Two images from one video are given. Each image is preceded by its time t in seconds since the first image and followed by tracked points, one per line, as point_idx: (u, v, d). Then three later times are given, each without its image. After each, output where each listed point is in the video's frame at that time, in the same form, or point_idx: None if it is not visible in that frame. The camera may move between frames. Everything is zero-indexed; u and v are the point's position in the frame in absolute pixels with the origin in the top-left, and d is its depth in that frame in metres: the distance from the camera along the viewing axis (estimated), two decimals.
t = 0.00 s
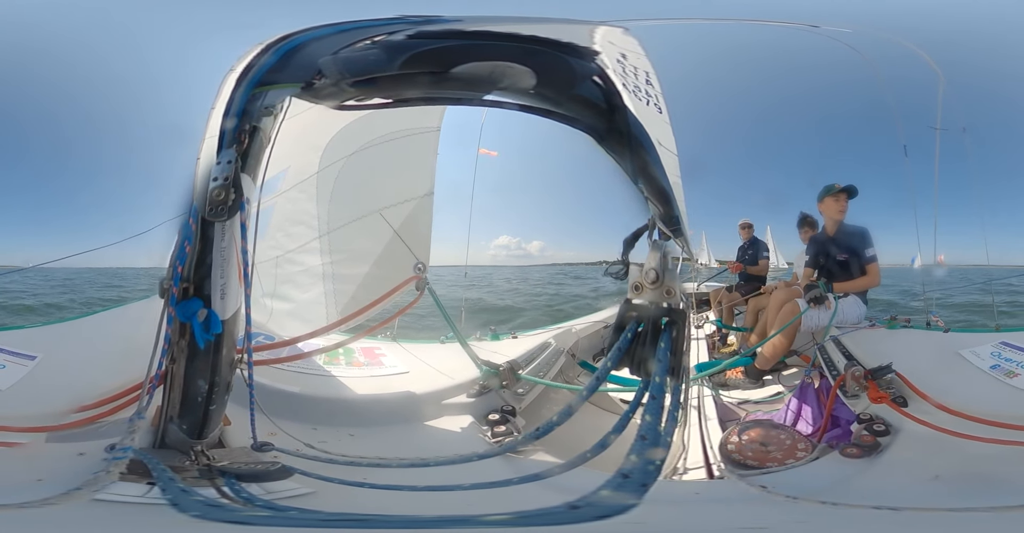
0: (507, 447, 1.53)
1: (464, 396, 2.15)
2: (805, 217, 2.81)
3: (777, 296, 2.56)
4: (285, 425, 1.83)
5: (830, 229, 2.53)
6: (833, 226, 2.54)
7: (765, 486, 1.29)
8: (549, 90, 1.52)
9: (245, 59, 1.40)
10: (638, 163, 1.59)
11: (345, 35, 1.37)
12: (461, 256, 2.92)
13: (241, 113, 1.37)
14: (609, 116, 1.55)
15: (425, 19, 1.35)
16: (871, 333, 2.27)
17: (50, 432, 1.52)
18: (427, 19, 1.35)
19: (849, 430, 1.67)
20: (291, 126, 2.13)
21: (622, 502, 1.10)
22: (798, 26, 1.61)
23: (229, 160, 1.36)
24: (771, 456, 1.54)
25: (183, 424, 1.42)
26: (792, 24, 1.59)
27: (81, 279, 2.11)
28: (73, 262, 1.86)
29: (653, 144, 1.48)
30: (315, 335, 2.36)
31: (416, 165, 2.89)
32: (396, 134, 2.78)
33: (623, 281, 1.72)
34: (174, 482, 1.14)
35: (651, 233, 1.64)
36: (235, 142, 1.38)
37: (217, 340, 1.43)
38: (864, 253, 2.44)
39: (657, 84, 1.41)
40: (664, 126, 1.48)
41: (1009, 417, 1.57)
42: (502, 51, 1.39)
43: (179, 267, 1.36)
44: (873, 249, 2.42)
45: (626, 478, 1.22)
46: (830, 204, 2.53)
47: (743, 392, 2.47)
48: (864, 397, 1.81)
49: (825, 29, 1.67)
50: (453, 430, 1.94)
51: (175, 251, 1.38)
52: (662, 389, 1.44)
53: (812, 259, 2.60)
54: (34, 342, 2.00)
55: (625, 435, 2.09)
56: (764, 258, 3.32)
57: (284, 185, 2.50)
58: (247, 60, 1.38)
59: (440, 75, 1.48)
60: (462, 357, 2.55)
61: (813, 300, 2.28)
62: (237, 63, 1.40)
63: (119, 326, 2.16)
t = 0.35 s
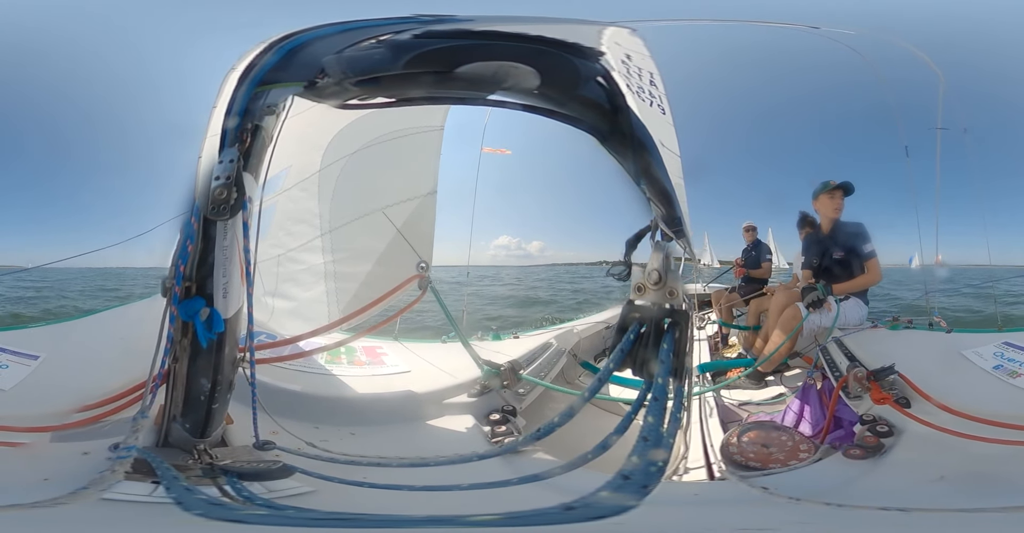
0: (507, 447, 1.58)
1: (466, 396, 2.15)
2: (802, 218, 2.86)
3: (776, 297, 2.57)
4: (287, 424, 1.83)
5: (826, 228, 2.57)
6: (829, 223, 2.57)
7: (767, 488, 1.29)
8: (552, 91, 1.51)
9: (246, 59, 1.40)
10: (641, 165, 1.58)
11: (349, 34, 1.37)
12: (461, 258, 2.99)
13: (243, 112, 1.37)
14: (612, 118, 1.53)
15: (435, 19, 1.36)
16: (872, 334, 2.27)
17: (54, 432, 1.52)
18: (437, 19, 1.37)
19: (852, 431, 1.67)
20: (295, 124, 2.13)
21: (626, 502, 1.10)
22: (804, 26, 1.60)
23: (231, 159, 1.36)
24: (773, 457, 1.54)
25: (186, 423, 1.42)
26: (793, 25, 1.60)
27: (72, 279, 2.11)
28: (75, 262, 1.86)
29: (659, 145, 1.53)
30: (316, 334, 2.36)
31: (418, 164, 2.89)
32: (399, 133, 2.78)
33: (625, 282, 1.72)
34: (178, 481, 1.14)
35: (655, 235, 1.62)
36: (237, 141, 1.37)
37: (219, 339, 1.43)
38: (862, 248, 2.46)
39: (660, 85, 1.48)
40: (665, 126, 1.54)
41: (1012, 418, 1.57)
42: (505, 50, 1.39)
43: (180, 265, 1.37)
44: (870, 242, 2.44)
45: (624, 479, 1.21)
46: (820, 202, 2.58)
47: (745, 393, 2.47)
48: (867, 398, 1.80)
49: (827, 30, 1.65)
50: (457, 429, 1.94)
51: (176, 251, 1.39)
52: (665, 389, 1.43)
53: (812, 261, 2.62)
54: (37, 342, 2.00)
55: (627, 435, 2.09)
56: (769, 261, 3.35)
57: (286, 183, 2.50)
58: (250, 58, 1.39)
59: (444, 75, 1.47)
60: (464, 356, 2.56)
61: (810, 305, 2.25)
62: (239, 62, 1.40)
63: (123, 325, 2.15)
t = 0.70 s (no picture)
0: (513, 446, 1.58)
1: (471, 396, 2.15)
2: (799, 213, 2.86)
3: (782, 301, 2.55)
4: (290, 426, 1.83)
5: (827, 227, 2.56)
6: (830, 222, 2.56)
7: (768, 485, 1.30)
8: (552, 90, 1.50)
9: (249, 60, 1.40)
10: (643, 163, 1.57)
11: (345, 35, 1.37)
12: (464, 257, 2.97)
13: (247, 114, 1.38)
14: (613, 116, 1.51)
15: (421, 21, 1.37)
16: (877, 332, 2.28)
17: (54, 432, 1.53)
18: (422, 20, 1.37)
19: (852, 430, 1.68)
20: (298, 126, 2.14)
21: (626, 500, 1.11)
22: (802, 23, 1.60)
23: (234, 161, 1.36)
24: (775, 454, 1.54)
25: (188, 425, 1.42)
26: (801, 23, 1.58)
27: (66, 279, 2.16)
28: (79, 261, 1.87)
29: (659, 143, 1.52)
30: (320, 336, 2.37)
31: (420, 166, 2.90)
32: (401, 134, 2.79)
33: (628, 280, 1.75)
34: (180, 484, 1.14)
35: (657, 232, 1.63)
36: (240, 143, 1.38)
37: (222, 341, 1.43)
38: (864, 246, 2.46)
39: (658, 83, 1.51)
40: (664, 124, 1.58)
41: (1013, 418, 1.57)
42: (503, 50, 1.39)
43: (184, 267, 1.38)
44: (871, 239, 2.45)
45: (633, 477, 1.21)
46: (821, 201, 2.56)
47: (749, 391, 2.48)
48: (868, 396, 1.80)
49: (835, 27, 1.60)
50: (462, 428, 1.95)
51: (180, 252, 1.40)
52: (667, 387, 1.45)
53: (814, 259, 2.61)
54: (40, 342, 2.01)
55: (631, 433, 2.09)
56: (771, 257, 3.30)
57: (288, 186, 2.54)
58: (251, 61, 1.39)
59: (442, 76, 1.47)
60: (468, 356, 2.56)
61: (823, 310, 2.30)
62: (241, 64, 1.41)
63: (126, 326, 2.16)
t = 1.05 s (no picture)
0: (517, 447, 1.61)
1: (472, 398, 2.15)
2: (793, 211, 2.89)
3: (781, 299, 2.54)
4: (290, 427, 1.83)
5: (830, 226, 2.56)
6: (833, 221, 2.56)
7: (774, 484, 1.30)
8: (553, 91, 1.50)
9: (253, 61, 1.39)
10: (643, 164, 1.57)
11: (350, 37, 1.35)
12: (467, 256, 2.98)
13: (250, 114, 1.38)
14: (612, 116, 1.52)
15: (423, 21, 1.33)
16: (880, 331, 2.28)
17: (54, 432, 1.52)
18: (425, 21, 1.33)
19: (856, 429, 1.68)
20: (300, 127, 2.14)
21: (628, 500, 1.11)
22: (800, 22, 1.58)
23: (236, 161, 1.37)
24: (779, 453, 1.54)
25: (187, 425, 1.42)
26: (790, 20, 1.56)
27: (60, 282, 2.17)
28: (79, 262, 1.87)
29: (659, 143, 1.51)
30: (321, 338, 2.37)
31: (421, 167, 2.90)
32: (402, 136, 2.79)
33: (630, 281, 1.73)
34: (175, 484, 1.14)
35: (657, 232, 1.64)
36: (242, 144, 1.38)
37: (223, 342, 1.43)
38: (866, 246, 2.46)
39: (658, 83, 1.49)
40: (665, 124, 1.56)
41: (1016, 417, 1.57)
42: (503, 51, 1.39)
43: (185, 268, 1.38)
44: (874, 240, 2.45)
45: (640, 477, 1.21)
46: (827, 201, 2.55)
47: (751, 391, 2.47)
48: (870, 395, 1.80)
49: (832, 28, 1.54)
50: (463, 428, 1.96)
51: (181, 252, 1.40)
52: (671, 388, 1.44)
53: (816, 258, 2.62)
54: (39, 341, 2.00)
55: (634, 435, 2.09)
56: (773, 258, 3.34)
57: (291, 187, 2.50)
58: (256, 61, 1.39)
59: (444, 77, 1.47)
60: (468, 358, 2.56)
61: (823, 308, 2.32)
62: (245, 65, 1.40)
63: (126, 326, 2.16)
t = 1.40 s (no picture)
0: (514, 451, 1.51)
1: (473, 399, 2.14)
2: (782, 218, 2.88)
3: (784, 297, 2.56)
4: (289, 426, 1.83)
5: (838, 226, 2.55)
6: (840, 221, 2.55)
7: (786, 485, 1.29)
8: (555, 93, 1.50)
9: (261, 60, 1.39)
10: (645, 165, 1.57)
11: (365, 37, 1.36)
12: (470, 257, 2.94)
13: (255, 113, 1.37)
14: (614, 118, 1.51)
15: (439, 23, 1.35)
16: (877, 330, 2.27)
17: (55, 428, 1.52)
18: (440, 23, 1.35)
19: (860, 428, 1.66)
20: (304, 126, 2.14)
21: (625, 502, 1.10)
22: (790, 22, 1.59)
23: (240, 160, 1.36)
24: (786, 455, 1.53)
25: (187, 423, 1.41)
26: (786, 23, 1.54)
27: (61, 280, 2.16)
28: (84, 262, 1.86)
29: (659, 146, 1.49)
30: (321, 338, 2.37)
31: (424, 168, 2.89)
32: (407, 136, 2.78)
33: (631, 283, 1.74)
34: (173, 482, 1.13)
35: (660, 235, 1.62)
36: (246, 143, 1.38)
37: (223, 340, 1.42)
38: (869, 249, 2.48)
39: (659, 85, 1.42)
40: (666, 126, 1.50)
41: (1021, 414, 1.56)
42: (504, 54, 1.39)
43: (186, 266, 1.37)
44: (878, 243, 2.47)
45: (641, 480, 1.20)
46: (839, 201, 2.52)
47: (754, 392, 2.47)
48: (875, 395, 1.80)
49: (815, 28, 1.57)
50: (465, 428, 1.96)
51: (183, 250, 1.39)
52: (673, 390, 1.43)
53: (818, 256, 2.61)
54: (40, 338, 2.00)
55: (637, 437, 2.08)
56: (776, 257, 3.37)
57: (294, 186, 2.51)
58: (264, 60, 1.38)
59: (449, 79, 1.47)
60: (470, 360, 2.56)
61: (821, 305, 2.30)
62: (253, 63, 1.40)
63: (128, 324, 2.15)
